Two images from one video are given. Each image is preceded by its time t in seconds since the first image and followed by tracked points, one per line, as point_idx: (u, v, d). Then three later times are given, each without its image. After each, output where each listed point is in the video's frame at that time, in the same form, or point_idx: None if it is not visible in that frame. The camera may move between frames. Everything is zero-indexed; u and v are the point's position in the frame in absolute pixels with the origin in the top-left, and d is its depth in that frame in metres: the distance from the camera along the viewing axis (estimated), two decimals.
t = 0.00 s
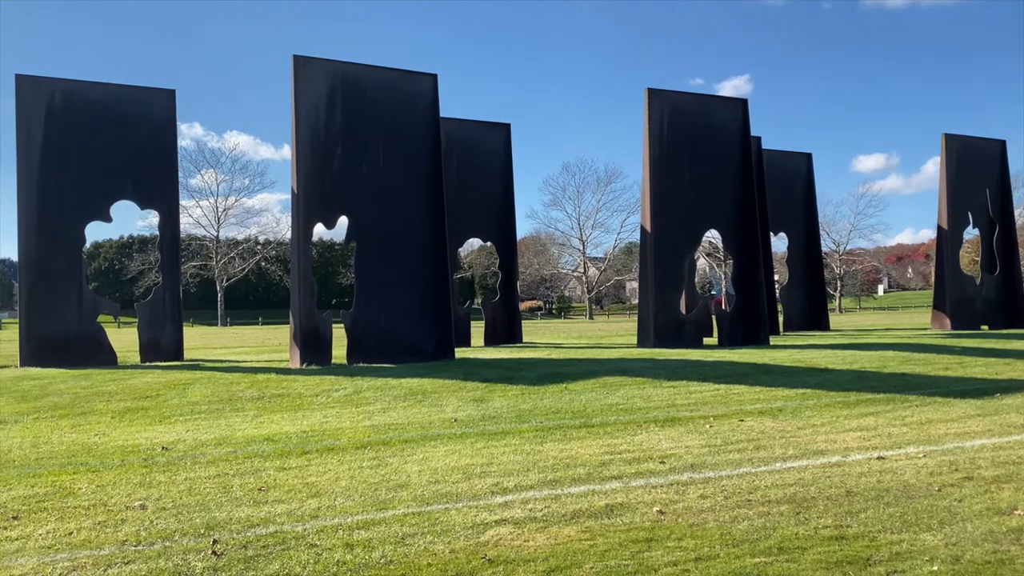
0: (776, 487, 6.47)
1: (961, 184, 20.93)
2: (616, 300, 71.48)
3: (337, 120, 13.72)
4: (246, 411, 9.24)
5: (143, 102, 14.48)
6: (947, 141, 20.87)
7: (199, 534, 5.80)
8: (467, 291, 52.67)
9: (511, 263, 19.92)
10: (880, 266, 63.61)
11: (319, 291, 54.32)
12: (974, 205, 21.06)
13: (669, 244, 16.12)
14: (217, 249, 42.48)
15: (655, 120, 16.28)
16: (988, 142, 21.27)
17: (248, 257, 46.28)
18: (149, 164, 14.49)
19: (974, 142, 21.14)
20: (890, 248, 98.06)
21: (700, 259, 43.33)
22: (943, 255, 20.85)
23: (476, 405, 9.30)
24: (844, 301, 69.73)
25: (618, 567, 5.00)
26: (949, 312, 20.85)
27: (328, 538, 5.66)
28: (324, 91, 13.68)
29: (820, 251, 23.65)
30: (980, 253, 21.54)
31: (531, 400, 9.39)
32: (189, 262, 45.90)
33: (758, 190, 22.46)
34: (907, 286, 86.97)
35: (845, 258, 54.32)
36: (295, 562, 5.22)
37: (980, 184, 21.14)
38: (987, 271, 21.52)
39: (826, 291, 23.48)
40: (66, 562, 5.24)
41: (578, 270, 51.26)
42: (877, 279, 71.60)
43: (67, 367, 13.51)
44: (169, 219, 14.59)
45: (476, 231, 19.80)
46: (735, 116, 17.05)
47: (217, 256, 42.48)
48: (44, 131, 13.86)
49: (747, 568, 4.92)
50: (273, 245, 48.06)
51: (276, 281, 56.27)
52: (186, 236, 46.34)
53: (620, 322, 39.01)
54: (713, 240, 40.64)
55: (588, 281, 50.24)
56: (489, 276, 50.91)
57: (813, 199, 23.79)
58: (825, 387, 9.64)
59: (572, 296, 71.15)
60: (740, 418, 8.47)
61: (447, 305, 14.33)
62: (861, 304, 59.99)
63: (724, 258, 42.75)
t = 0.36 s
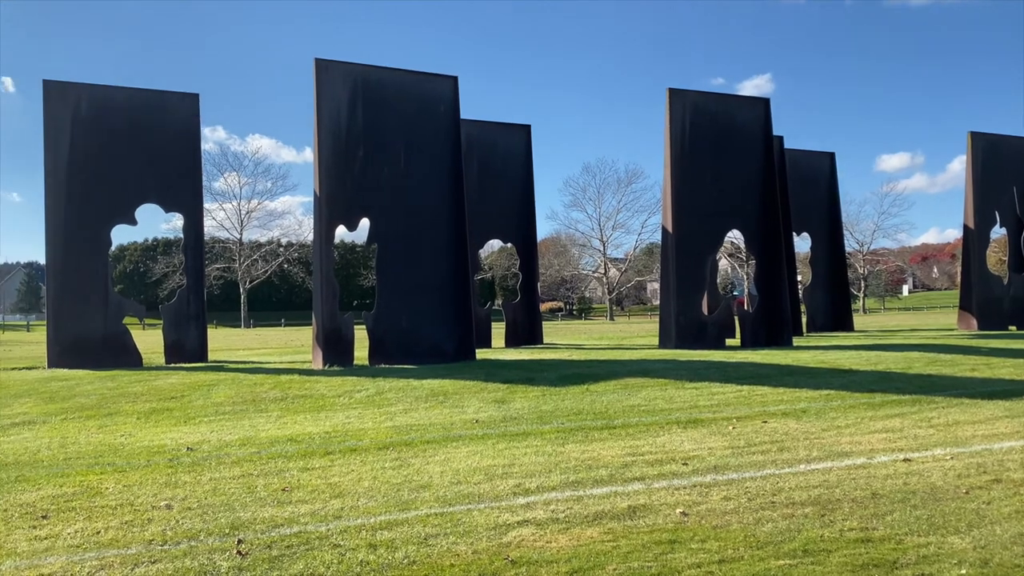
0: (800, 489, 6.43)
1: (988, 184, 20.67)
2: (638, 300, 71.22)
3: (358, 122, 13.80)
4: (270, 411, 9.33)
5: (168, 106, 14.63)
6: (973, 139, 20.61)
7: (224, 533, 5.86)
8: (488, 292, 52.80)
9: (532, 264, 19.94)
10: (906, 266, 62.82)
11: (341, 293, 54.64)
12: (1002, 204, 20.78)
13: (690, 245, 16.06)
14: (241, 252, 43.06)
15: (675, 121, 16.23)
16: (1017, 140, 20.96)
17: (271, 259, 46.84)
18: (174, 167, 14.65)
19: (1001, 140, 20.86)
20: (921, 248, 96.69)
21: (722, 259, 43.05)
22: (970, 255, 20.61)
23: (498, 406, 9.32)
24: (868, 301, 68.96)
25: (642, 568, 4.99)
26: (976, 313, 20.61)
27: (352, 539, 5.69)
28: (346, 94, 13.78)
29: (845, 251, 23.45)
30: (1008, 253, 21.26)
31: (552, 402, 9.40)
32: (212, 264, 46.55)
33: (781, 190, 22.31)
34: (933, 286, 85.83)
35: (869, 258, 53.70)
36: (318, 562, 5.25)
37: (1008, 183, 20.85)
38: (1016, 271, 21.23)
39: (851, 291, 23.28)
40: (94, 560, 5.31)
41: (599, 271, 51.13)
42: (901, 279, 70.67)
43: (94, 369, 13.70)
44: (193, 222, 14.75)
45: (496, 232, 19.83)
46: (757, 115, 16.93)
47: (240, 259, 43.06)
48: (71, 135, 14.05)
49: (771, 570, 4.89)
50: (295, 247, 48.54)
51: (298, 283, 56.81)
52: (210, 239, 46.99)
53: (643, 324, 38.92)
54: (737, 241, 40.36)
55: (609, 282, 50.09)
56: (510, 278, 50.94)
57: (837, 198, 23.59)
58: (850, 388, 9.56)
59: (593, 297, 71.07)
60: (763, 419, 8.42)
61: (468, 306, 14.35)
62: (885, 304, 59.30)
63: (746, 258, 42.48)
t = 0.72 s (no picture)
0: (823, 491, 6.38)
1: (1013, 181, 20.42)
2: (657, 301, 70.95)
3: (377, 124, 13.86)
4: (291, 412, 9.40)
5: (190, 111, 14.80)
6: (998, 137, 20.38)
7: (246, 533, 5.90)
8: (506, 293, 52.86)
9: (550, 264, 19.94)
10: (928, 266, 62.08)
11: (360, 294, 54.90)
12: None
13: (710, 245, 15.99)
14: (262, 254, 43.57)
15: (695, 119, 16.16)
16: None
17: (291, 260, 47.28)
18: (195, 170, 14.79)
19: None
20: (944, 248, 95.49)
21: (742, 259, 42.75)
22: (995, 254, 20.38)
23: (517, 407, 9.33)
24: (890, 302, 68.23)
25: (663, 570, 4.98)
26: (1001, 312, 20.37)
27: (373, 539, 5.71)
28: (365, 96, 13.84)
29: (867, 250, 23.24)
30: None
31: (572, 402, 9.39)
32: (233, 266, 47.08)
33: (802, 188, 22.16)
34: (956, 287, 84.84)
35: (891, 258, 53.12)
36: (340, 562, 5.28)
37: None
38: None
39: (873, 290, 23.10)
40: (118, 559, 5.37)
41: (618, 272, 50.99)
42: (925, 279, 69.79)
43: (118, 370, 13.86)
44: (215, 224, 14.89)
45: (515, 233, 19.84)
46: (777, 115, 16.83)
47: (261, 260, 43.56)
48: (94, 139, 14.21)
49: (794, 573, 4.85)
50: (316, 249, 49.02)
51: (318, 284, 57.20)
52: (231, 241, 47.52)
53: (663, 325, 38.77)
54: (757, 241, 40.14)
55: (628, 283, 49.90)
56: (528, 279, 50.93)
57: (858, 197, 23.41)
58: (873, 389, 9.50)
59: (612, 298, 70.91)
60: (785, 420, 8.37)
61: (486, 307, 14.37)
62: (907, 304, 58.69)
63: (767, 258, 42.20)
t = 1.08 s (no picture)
0: (844, 491, 6.33)
1: None
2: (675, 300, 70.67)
3: (395, 125, 13.92)
4: (311, 411, 9.46)
5: (210, 114, 14.93)
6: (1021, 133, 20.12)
7: (267, 532, 5.95)
8: (524, 293, 52.90)
9: (568, 264, 19.92)
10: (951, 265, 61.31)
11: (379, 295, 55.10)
12: None
13: (728, 244, 15.90)
14: (281, 255, 43.96)
15: (714, 118, 16.08)
16: None
17: (310, 260, 47.60)
18: (216, 171, 14.93)
19: None
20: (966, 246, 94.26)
21: (762, 258, 42.45)
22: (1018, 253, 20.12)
23: (535, 407, 9.34)
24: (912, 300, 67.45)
25: (683, 570, 4.97)
26: None
27: (392, 538, 5.74)
28: (383, 97, 13.90)
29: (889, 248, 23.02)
30: None
31: (590, 403, 9.38)
32: (254, 266, 47.48)
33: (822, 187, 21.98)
34: (980, 285, 83.73)
35: (914, 257, 52.51)
36: (360, 561, 5.31)
37: None
38: None
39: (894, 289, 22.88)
40: (142, 558, 5.43)
41: (636, 271, 50.80)
42: (947, 277, 68.93)
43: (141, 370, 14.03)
44: (235, 226, 15.01)
45: (532, 233, 19.84)
46: (797, 113, 16.70)
47: (281, 261, 43.97)
48: (116, 142, 14.37)
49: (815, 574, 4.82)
50: (335, 250, 49.36)
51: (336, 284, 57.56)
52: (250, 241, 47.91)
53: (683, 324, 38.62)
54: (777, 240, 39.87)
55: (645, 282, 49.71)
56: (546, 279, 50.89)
57: (879, 195, 23.20)
58: (895, 388, 9.42)
59: (630, 298, 70.70)
60: (805, 420, 8.32)
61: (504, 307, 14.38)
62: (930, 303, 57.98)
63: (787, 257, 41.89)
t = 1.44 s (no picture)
0: (863, 491, 6.29)
1: None
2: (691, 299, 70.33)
3: (410, 125, 13.96)
4: (328, 410, 9.52)
5: (226, 115, 15.04)
6: None
7: (285, 531, 5.99)
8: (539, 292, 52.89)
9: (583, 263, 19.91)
10: (971, 263, 60.58)
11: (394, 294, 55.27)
12: None
13: (745, 242, 15.83)
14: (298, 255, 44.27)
15: (730, 115, 16.01)
16: None
17: (327, 261, 47.89)
18: (233, 171, 15.04)
19: None
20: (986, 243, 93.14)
21: (780, 256, 42.12)
22: None
23: (551, 406, 9.34)
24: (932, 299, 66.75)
25: (700, 570, 4.96)
26: None
27: (409, 537, 5.76)
28: (398, 97, 13.94)
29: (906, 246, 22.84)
30: None
31: (606, 402, 9.37)
32: (271, 267, 47.83)
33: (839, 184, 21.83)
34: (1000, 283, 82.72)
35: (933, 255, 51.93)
36: (377, 560, 5.34)
37: None
38: None
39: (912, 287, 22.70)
40: (161, 556, 5.49)
41: (652, 271, 50.58)
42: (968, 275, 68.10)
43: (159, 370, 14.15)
44: (252, 226, 15.12)
45: (547, 232, 19.84)
46: (813, 109, 16.59)
47: (297, 260, 44.31)
48: (134, 144, 14.50)
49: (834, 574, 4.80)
50: (350, 249, 49.64)
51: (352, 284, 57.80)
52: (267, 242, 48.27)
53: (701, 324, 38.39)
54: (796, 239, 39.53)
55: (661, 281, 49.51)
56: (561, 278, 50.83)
57: (897, 192, 23.02)
58: (914, 387, 9.34)
59: (645, 297, 70.45)
60: (823, 419, 8.27)
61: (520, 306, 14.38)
62: (950, 302, 57.33)
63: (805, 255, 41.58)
